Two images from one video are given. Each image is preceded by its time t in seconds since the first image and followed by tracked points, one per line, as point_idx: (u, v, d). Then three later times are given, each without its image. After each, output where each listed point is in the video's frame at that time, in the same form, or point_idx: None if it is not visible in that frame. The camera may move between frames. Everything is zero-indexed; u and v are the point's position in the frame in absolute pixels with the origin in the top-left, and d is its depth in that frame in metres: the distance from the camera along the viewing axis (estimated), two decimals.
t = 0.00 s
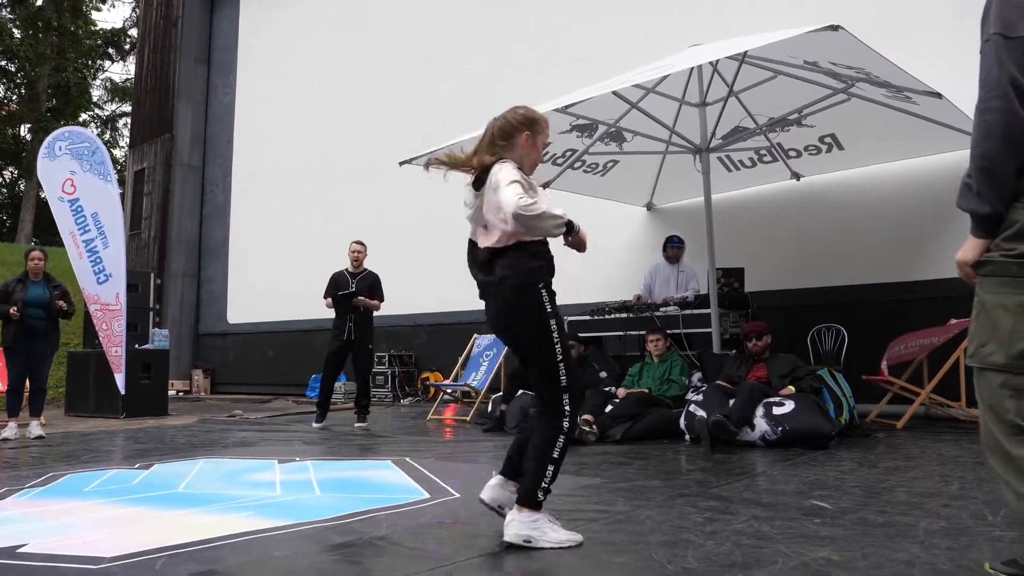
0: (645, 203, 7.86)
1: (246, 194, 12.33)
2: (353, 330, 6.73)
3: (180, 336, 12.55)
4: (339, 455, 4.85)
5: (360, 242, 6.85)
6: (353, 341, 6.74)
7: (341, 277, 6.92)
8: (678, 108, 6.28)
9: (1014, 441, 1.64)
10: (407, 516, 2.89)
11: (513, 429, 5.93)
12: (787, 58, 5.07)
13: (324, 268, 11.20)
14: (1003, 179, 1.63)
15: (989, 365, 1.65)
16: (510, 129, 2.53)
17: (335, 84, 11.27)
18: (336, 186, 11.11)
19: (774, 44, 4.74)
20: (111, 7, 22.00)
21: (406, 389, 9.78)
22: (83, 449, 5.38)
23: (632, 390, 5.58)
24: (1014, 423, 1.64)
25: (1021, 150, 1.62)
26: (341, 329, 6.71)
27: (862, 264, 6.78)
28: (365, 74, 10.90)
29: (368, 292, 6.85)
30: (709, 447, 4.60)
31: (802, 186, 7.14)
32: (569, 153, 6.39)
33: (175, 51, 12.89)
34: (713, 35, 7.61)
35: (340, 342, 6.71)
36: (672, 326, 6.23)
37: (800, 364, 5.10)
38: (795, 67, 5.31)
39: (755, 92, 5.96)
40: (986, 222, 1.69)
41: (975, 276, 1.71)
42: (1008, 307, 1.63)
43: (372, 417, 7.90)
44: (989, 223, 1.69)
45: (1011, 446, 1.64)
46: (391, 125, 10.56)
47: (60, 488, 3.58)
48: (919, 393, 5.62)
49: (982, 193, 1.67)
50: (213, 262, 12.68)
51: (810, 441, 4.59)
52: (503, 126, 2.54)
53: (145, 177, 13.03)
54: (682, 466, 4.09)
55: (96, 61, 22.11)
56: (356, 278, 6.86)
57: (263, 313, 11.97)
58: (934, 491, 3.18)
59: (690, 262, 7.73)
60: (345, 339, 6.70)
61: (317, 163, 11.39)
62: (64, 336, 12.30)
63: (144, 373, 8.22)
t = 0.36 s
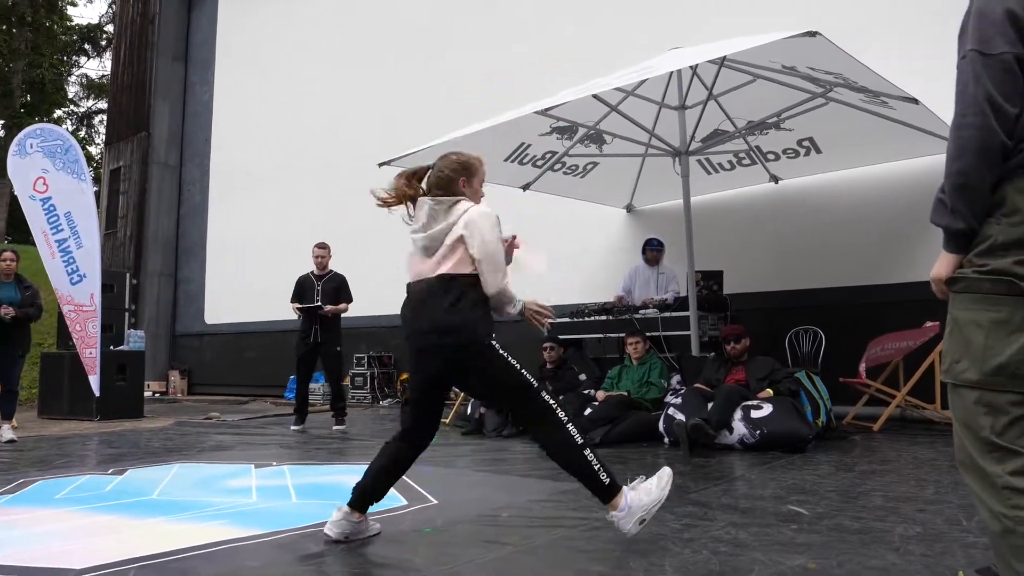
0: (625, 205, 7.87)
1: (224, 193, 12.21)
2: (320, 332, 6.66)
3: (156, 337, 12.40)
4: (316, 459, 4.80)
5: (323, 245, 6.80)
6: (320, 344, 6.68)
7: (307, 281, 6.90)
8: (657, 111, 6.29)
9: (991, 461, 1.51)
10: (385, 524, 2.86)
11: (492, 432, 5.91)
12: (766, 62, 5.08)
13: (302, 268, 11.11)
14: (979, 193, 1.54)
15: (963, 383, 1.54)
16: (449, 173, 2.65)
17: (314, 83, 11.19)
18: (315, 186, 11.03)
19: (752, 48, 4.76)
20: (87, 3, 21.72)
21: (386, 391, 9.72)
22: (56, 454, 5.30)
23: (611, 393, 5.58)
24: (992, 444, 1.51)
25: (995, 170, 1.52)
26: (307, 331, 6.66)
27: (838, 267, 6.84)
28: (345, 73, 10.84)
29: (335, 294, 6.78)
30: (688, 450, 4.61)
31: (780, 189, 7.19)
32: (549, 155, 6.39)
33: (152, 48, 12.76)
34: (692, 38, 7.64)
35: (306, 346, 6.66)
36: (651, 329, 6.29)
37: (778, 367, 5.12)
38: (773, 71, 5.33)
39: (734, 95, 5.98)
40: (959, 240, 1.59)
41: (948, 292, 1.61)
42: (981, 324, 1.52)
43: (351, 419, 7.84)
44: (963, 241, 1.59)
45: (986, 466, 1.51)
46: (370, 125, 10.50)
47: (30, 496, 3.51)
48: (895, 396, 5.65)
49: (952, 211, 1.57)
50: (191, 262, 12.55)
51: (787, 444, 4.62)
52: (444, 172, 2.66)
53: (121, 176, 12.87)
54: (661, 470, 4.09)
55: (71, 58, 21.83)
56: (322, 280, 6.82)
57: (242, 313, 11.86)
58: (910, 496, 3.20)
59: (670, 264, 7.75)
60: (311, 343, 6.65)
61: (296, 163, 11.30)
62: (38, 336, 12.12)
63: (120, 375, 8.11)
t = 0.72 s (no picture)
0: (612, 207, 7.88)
1: (210, 193, 12.13)
2: (294, 335, 6.63)
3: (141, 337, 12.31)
4: (302, 463, 4.78)
5: (294, 246, 6.75)
6: (297, 347, 6.66)
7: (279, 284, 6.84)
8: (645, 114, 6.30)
9: (977, 476, 1.52)
10: (372, 530, 2.86)
11: (480, 435, 5.91)
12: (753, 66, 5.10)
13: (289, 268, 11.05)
14: (967, 211, 1.54)
15: (951, 397, 1.55)
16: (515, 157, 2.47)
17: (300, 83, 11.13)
18: (301, 187, 10.98)
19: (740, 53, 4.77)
20: None
21: (372, 392, 9.69)
22: (38, 457, 5.25)
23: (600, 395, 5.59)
24: (978, 459, 1.51)
25: (985, 186, 1.52)
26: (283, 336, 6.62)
27: (825, 270, 6.87)
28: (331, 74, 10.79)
29: (308, 297, 6.74)
30: (675, 454, 4.63)
31: (766, 192, 7.21)
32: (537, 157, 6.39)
33: (137, 47, 12.66)
34: (679, 41, 7.67)
35: (283, 349, 6.64)
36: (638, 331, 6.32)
37: (765, 370, 5.13)
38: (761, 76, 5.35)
39: (722, 98, 6.00)
40: (949, 256, 1.60)
41: (939, 306, 1.62)
42: (970, 339, 1.53)
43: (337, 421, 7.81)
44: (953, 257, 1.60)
45: (974, 480, 1.52)
46: (357, 125, 10.45)
47: (13, 501, 3.48)
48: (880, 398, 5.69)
49: (942, 225, 1.57)
50: (176, 262, 12.46)
51: (774, 447, 4.63)
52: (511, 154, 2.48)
53: (105, 175, 12.76)
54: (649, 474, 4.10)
55: (55, 55, 21.62)
56: (294, 283, 6.77)
57: (227, 313, 11.79)
58: (895, 501, 3.22)
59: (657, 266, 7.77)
60: (287, 346, 6.63)
61: (283, 163, 11.23)
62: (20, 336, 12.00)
63: (104, 376, 8.03)
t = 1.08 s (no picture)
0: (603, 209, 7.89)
1: (199, 193, 12.08)
2: (285, 337, 6.59)
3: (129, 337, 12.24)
4: (291, 465, 4.75)
5: (276, 248, 6.73)
6: (288, 348, 6.61)
7: (263, 286, 6.82)
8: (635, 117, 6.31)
9: (962, 493, 1.44)
10: (361, 535, 2.85)
11: (469, 437, 5.91)
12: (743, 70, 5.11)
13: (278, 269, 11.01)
14: (953, 230, 1.48)
15: (937, 415, 1.47)
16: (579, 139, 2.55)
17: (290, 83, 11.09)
18: (291, 187, 10.94)
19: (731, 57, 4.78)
20: None
21: (362, 393, 9.66)
22: (24, 459, 5.20)
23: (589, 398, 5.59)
24: (962, 476, 1.44)
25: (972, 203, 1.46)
26: (272, 340, 6.58)
27: (814, 273, 6.90)
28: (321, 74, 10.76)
29: (294, 297, 6.73)
30: (664, 457, 4.64)
31: (755, 195, 7.24)
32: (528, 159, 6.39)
33: (127, 45, 12.59)
34: (670, 44, 7.70)
35: (272, 351, 6.60)
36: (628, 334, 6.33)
37: (754, 373, 5.15)
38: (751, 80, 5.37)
39: (712, 102, 6.01)
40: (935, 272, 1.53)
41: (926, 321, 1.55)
42: (956, 355, 1.45)
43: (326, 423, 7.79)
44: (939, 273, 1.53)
45: (958, 498, 1.45)
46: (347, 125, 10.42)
47: None
48: (868, 401, 5.71)
49: (927, 243, 1.50)
50: (165, 262, 12.40)
51: (763, 450, 4.64)
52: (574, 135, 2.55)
53: (93, 174, 12.67)
54: (638, 477, 4.10)
55: (43, 53, 21.45)
56: (279, 284, 6.75)
57: (215, 314, 11.74)
58: (883, 505, 3.23)
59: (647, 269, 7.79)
60: (277, 349, 6.59)
61: (273, 163, 11.19)
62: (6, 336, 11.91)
63: (92, 377, 7.97)
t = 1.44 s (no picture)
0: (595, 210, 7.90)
1: (191, 193, 12.04)
2: (281, 338, 6.56)
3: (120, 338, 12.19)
4: (283, 467, 4.74)
5: (282, 248, 6.72)
6: (285, 349, 6.59)
7: (264, 286, 6.78)
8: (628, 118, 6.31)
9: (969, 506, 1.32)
10: (355, 537, 2.85)
11: (462, 438, 5.91)
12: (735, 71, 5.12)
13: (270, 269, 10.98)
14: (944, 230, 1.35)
15: (948, 422, 1.34)
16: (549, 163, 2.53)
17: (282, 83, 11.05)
18: (284, 187, 10.91)
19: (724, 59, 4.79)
20: None
21: (354, 394, 9.64)
22: (15, 461, 5.17)
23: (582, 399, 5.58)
24: (974, 489, 1.31)
25: (960, 200, 1.33)
26: (270, 338, 6.56)
27: (805, 275, 6.93)
28: (313, 74, 10.72)
29: (293, 299, 6.70)
30: (657, 458, 4.65)
31: (747, 196, 7.27)
32: (521, 160, 6.39)
33: (118, 45, 12.56)
34: (663, 45, 7.72)
35: (270, 350, 6.57)
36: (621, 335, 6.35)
37: (746, 374, 5.16)
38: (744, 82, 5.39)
39: (705, 103, 6.03)
40: (942, 278, 1.38)
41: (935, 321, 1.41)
42: (967, 358, 1.32)
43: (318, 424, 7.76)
44: (948, 278, 1.38)
45: (964, 511, 1.32)
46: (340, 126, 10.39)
47: None
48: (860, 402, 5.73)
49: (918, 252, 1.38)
50: (157, 262, 12.35)
51: (755, 451, 4.66)
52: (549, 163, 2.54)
53: (84, 174, 12.61)
54: (631, 479, 4.10)
55: (33, 51, 21.31)
56: (280, 285, 6.73)
57: (207, 315, 11.69)
58: (875, 506, 3.24)
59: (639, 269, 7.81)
60: (275, 348, 6.56)
61: (265, 163, 11.15)
62: None
63: (83, 378, 7.93)
